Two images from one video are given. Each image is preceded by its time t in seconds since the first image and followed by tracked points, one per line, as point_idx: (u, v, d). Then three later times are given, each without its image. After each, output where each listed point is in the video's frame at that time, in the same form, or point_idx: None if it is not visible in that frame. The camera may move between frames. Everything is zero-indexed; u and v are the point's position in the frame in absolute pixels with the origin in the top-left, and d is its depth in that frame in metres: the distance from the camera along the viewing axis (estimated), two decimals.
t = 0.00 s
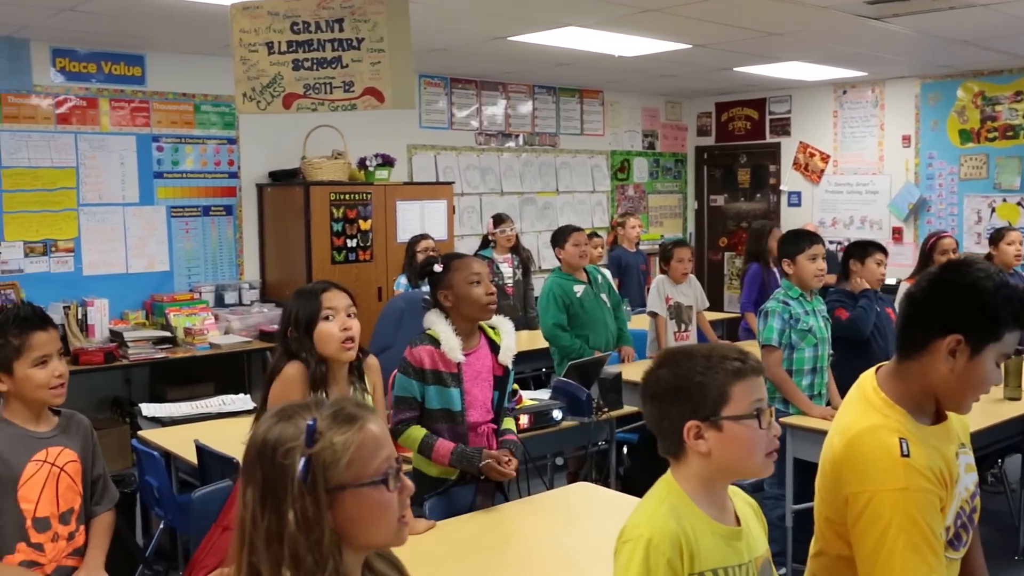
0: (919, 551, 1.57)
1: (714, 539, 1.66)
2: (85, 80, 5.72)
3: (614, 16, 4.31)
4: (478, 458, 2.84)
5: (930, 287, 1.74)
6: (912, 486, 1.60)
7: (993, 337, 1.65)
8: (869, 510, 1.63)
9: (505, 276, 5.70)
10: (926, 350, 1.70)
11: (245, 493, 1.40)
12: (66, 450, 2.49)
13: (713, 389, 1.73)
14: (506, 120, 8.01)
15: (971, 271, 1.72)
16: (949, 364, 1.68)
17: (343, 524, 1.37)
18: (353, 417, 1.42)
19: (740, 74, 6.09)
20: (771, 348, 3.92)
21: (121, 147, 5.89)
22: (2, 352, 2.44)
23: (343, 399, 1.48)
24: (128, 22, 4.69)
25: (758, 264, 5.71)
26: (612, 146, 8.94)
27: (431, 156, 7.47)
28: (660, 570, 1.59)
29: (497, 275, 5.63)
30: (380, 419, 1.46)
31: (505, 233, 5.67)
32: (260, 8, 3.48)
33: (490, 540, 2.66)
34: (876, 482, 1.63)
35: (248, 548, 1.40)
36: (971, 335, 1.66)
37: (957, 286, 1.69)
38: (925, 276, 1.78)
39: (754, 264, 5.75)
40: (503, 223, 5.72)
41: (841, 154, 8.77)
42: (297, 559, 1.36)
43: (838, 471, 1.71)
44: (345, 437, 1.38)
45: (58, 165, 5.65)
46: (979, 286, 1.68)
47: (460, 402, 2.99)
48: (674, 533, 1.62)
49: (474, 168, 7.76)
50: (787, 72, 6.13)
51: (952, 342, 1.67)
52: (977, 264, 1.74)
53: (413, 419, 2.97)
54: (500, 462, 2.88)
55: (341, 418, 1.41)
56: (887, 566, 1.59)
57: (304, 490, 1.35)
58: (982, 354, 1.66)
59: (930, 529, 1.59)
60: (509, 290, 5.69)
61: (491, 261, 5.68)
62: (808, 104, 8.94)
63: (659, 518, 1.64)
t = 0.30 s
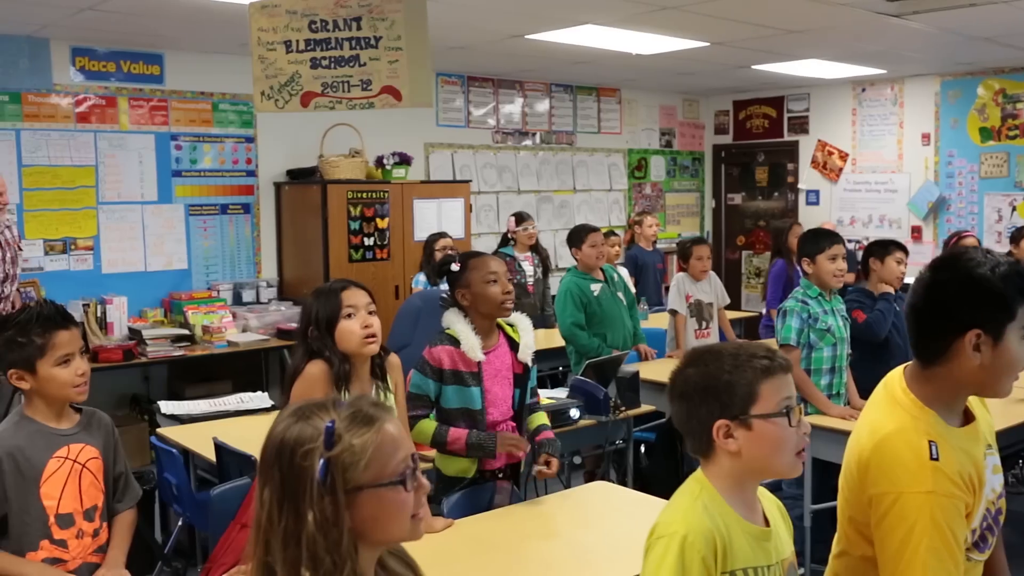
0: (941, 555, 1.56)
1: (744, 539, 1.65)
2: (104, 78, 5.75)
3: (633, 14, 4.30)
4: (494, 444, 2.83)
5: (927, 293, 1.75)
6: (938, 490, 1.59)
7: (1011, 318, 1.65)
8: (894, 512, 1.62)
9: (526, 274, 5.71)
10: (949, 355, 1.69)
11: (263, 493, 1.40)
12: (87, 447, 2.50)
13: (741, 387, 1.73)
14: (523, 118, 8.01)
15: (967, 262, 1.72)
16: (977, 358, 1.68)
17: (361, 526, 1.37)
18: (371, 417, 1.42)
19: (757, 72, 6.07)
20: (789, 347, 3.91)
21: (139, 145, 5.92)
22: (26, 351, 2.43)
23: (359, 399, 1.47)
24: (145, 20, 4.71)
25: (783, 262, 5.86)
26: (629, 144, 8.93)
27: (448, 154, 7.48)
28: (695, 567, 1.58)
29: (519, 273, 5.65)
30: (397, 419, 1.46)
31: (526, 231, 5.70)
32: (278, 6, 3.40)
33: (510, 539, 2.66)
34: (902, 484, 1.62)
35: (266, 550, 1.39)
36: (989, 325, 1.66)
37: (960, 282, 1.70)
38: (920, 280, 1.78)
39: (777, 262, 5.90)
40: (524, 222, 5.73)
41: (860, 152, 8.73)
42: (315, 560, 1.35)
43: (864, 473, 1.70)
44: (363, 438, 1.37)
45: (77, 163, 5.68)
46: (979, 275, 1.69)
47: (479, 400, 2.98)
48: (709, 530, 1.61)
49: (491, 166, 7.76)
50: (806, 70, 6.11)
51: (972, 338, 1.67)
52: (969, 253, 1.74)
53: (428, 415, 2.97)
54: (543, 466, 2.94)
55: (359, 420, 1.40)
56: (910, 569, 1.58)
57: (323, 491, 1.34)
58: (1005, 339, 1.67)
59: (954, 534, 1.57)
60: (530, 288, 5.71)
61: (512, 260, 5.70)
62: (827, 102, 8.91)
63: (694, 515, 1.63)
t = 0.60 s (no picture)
0: (955, 556, 1.55)
1: (760, 539, 1.64)
2: (118, 79, 5.77)
3: (646, 14, 4.30)
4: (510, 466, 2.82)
5: (934, 293, 1.75)
6: (951, 492, 1.58)
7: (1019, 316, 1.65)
8: (907, 514, 1.61)
9: (540, 274, 5.71)
10: (958, 353, 1.68)
11: (267, 490, 1.40)
12: (102, 447, 2.51)
13: (760, 387, 1.72)
14: (536, 118, 8.01)
15: (974, 260, 1.72)
16: (987, 357, 1.67)
17: (362, 524, 1.36)
18: (376, 419, 1.41)
19: (770, 72, 6.06)
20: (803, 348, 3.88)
21: (153, 146, 5.94)
22: (43, 353, 2.45)
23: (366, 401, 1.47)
24: (161, 22, 4.72)
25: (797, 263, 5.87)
26: (642, 144, 8.92)
27: (461, 155, 7.49)
28: (710, 565, 1.57)
29: (532, 273, 5.65)
30: (402, 422, 1.45)
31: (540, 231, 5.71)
32: (292, 8, 3.40)
33: (522, 538, 2.66)
34: (915, 485, 1.61)
35: (268, 546, 1.39)
36: (997, 322, 1.66)
37: (967, 280, 1.70)
38: (928, 280, 1.78)
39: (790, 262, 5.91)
40: (538, 222, 5.73)
41: (873, 151, 8.70)
42: (316, 557, 1.35)
43: (876, 475, 1.69)
44: (367, 438, 1.37)
45: (91, 164, 5.71)
46: (987, 273, 1.69)
47: (494, 401, 2.98)
48: (725, 529, 1.60)
49: (503, 167, 7.77)
50: (819, 70, 6.09)
51: (981, 337, 1.67)
52: (977, 251, 1.74)
53: (447, 419, 2.97)
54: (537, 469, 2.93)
55: (364, 420, 1.40)
56: (924, 571, 1.57)
57: (326, 489, 1.34)
58: (1015, 338, 1.66)
59: (967, 535, 1.56)
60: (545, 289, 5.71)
61: (526, 260, 5.71)
62: (840, 101, 8.88)
63: (710, 514, 1.62)
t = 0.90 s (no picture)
0: (959, 557, 1.54)
1: (763, 537, 1.63)
2: (124, 77, 5.78)
3: (652, 11, 4.30)
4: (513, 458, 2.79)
5: (937, 290, 1.74)
6: (953, 492, 1.58)
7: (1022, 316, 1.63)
8: (909, 515, 1.61)
9: (544, 272, 5.72)
10: (960, 352, 1.68)
11: (263, 499, 1.39)
12: (106, 444, 2.51)
13: (760, 383, 1.72)
14: (541, 116, 8.02)
15: (978, 259, 1.71)
16: (988, 356, 1.66)
17: (359, 530, 1.35)
18: (369, 421, 1.39)
19: (776, 70, 6.06)
20: (808, 346, 3.87)
21: (159, 144, 5.95)
22: (46, 351, 2.44)
23: (358, 401, 1.45)
24: (167, 18, 4.73)
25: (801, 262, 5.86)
26: (647, 142, 8.92)
27: (466, 152, 7.49)
28: (713, 564, 1.56)
29: (536, 271, 5.66)
30: (396, 421, 1.43)
31: (544, 228, 5.72)
32: (297, 5, 3.38)
33: (524, 536, 2.66)
34: (917, 486, 1.60)
35: (267, 555, 1.39)
36: (999, 322, 1.65)
37: (970, 279, 1.69)
38: (931, 278, 1.78)
39: (795, 261, 5.89)
40: (542, 219, 5.73)
41: (879, 150, 8.68)
42: (313, 566, 1.34)
43: (878, 475, 1.69)
44: (359, 445, 1.35)
45: (97, 161, 5.72)
46: (991, 272, 1.68)
47: (498, 398, 2.96)
48: (728, 527, 1.60)
49: (509, 164, 7.77)
50: (824, 68, 6.09)
51: (982, 335, 1.66)
52: (981, 249, 1.73)
53: (451, 416, 2.97)
54: (550, 465, 2.91)
55: (356, 424, 1.38)
56: (927, 572, 1.56)
57: (319, 499, 1.34)
58: (1017, 338, 1.65)
59: (971, 536, 1.56)
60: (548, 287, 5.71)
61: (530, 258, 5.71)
62: (846, 100, 8.87)
63: (712, 514, 1.62)
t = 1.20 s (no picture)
0: (963, 555, 1.54)
1: (763, 537, 1.63)
2: (128, 74, 5.78)
3: (656, 10, 4.29)
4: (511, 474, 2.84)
5: (959, 284, 1.69)
6: (954, 490, 1.57)
7: None
8: (910, 514, 1.61)
9: (544, 271, 5.74)
10: (964, 349, 1.65)
11: (273, 492, 1.40)
12: (108, 441, 2.51)
13: (761, 383, 1.72)
14: (545, 114, 8.01)
15: (1004, 263, 1.65)
16: (990, 361, 1.63)
17: (365, 524, 1.35)
18: (378, 416, 1.40)
19: (780, 69, 6.05)
20: (811, 345, 3.87)
21: (163, 141, 5.95)
22: (48, 349, 2.44)
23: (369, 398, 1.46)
24: (172, 16, 4.73)
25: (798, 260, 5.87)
26: (651, 140, 8.91)
27: (470, 150, 7.49)
28: (712, 563, 1.56)
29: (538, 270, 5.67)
30: (406, 419, 1.43)
31: (544, 226, 5.71)
32: (301, 2, 3.34)
33: (527, 534, 2.66)
34: (918, 485, 1.60)
35: (274, 549, 1.39)
36: (1009, 330, 1.61)
37: (991, 283, 1.64)
38: (952, 272, 1.72)
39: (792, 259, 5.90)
40: (541, 217, 5.73)
41: (884, 149, 8.66)
42: (318, 559, 1.34)
43: (877, 474, 1.68)
44: (366, 438, 1.36)
45: (101, 159, 5.72)
46: (1012, 281, 1.63)
47: (500, 396, 2.96)
48: (726, 527, 1.60)
49: (513, 163, 7.76)
50: (828, 67, 6.08)
51: (989, 340, 1.62)
52: (1010, 253, 1.67)
53: (453, 414, 2.97)
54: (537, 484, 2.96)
55: (365, 419, 1.39)
56: (931, 571, 1.56)
57: (324, 491, 1.33)
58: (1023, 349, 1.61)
59: (973, 534, 1.55)
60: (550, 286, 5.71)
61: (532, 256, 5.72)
62: (851, 98, 8.85)
63: (711, 513, 1.62)
